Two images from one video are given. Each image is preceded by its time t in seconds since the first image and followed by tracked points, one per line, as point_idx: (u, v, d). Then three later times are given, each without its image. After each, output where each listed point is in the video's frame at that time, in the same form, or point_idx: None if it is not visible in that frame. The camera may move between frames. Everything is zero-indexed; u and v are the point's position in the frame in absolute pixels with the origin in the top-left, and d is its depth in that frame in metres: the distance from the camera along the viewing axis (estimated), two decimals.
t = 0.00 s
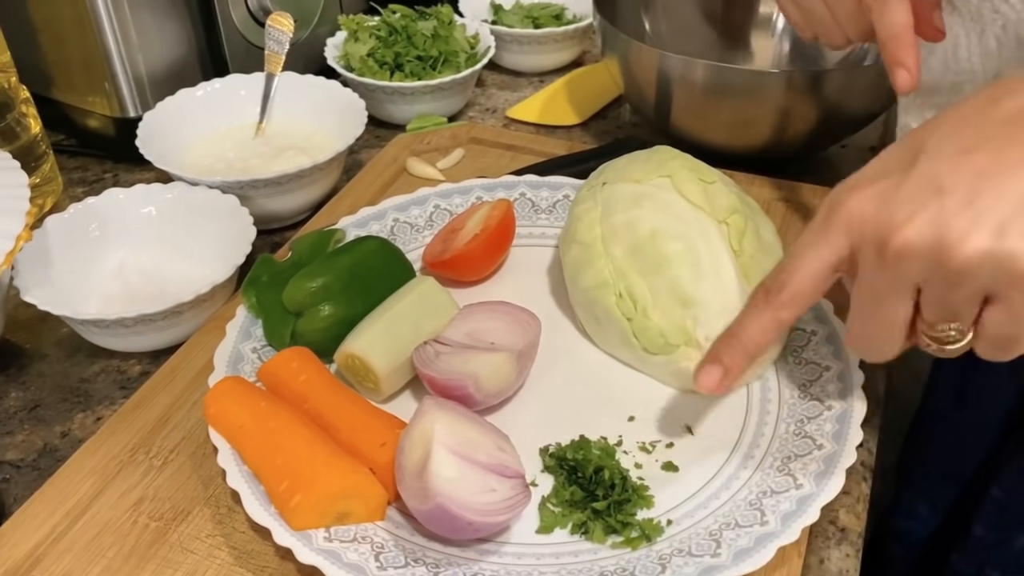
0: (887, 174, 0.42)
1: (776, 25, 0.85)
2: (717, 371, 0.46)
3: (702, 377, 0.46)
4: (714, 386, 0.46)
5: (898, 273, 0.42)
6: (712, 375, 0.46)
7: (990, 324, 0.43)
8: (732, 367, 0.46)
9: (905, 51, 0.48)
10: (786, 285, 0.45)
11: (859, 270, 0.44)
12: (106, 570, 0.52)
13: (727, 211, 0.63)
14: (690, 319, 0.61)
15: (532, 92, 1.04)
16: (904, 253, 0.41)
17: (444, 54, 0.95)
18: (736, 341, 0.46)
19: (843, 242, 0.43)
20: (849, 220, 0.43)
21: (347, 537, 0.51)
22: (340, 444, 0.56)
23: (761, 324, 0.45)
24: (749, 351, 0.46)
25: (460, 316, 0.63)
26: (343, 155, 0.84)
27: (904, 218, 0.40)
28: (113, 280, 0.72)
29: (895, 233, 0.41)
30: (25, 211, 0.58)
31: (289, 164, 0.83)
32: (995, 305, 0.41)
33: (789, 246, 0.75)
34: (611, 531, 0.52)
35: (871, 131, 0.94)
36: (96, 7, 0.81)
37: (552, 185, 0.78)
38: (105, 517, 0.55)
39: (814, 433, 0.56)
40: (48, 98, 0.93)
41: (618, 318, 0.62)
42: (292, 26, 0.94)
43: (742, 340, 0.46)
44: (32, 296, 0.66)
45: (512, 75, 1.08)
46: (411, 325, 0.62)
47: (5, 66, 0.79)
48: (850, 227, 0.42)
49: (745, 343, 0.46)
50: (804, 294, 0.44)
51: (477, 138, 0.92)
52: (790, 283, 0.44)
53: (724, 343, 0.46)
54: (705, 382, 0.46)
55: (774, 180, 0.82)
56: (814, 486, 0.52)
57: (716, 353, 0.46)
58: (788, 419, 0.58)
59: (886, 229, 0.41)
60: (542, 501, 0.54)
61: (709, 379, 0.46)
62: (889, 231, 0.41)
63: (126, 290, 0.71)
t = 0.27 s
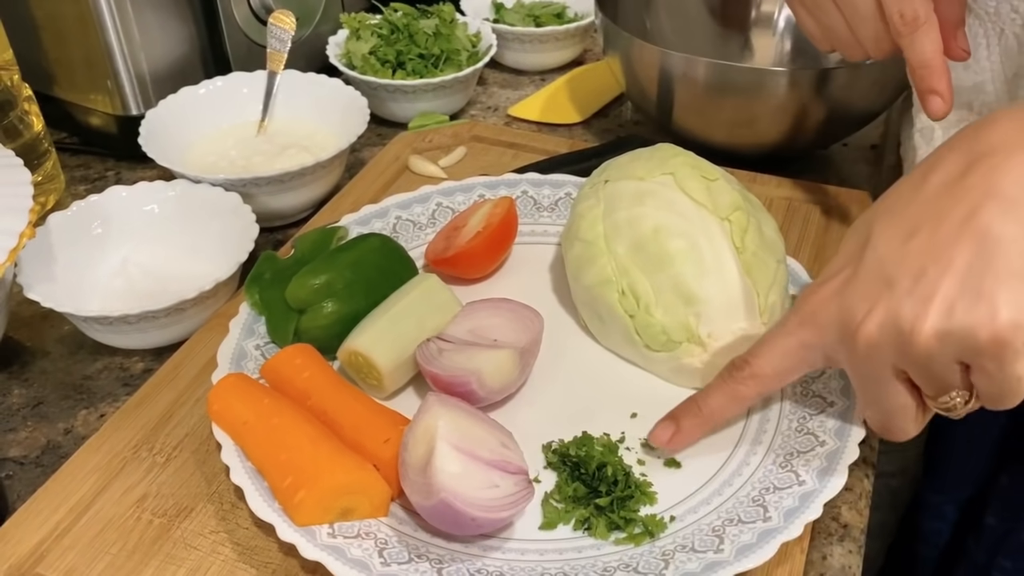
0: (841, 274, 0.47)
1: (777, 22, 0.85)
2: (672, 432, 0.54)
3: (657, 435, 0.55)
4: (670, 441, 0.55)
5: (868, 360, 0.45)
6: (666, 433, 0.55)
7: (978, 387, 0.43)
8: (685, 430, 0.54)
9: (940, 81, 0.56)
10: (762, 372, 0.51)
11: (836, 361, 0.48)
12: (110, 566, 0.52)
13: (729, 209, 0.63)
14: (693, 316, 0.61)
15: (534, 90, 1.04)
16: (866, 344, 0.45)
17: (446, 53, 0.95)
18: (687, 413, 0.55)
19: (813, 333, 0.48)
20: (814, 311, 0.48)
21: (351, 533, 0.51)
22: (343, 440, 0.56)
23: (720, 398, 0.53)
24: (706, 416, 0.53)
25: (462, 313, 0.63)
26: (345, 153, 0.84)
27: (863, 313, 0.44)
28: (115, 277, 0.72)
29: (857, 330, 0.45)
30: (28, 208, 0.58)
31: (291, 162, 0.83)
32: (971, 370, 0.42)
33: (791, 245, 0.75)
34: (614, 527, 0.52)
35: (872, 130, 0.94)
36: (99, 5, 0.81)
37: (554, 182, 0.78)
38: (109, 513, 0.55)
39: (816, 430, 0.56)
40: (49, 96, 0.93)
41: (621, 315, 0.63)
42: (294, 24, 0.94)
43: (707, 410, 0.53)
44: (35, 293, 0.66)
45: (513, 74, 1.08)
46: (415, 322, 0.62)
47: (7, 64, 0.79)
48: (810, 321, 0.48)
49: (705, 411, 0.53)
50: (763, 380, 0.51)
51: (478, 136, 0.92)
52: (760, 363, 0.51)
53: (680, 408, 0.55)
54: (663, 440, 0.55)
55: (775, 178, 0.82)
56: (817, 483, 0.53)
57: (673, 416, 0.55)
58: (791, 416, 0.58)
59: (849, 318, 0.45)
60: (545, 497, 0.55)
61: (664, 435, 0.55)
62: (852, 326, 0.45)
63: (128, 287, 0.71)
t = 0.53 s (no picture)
0: (847, 266, 0.41)
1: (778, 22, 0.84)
2: (690, 458, 0.45)
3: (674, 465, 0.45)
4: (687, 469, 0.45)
5: (881, 360, 0.41)
6: (683, 463, 0.45)
7: (996, 386, 0.39)
8: (707, 454, 0.45)
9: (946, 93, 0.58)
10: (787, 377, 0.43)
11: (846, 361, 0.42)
12: (109, 568, 0.52)
13: (730, 209, 0.63)
14: (693, 317, 0.61)
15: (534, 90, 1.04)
16: (874, 347, 0.40)
17: (446, 53, 0.95)
18: (711, 433, 0.45)
19: (822, 335, 0.42)
20: (824, 313, 0.42)
21: (350, 535, 0.51)
22: (343, 441, 0.56)
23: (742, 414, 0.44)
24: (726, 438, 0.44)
25: (463, 314, 0.63)
26: (345, 153, 0.84)
27: (874, 310, 0.40)
28: (114, 277, 0.72)
29: (868, 329, 0.40)
30: (27, 209, 0.58)
31: (290, 162, 0.83)
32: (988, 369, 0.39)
33: (792, 245, 0.75)
34: (614, 529, 0.52)
35: (872, 130, 0.94)
36: (98, 5, 0.80)
37: (554, 183, 0.78)
38: (107, 515, 0.55)
39: (817, 431, 0.56)
40: (48, 96, 0.93)
41: (621, 316, 0.62)
42: (294, 24, 0.94)
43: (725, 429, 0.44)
44: (33, 293, 0.66)
45: (514, 74, 1.07)
46: (415, 323, 0.62)
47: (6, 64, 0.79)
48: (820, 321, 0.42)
49: (719, 431, 0.44)
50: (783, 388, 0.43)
51: (478, 136, 0.92)
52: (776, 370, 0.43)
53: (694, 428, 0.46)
54: (680, 469, 0.45)
55: (775, 179, 0.82)
56: (818, 485, 0.52)
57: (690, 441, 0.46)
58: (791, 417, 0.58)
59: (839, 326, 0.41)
60: (545, 499, 0.54)
61: (681, 466, 0.45)
62: (861, 325, 0.40)
63: (128, 288, 0.71)
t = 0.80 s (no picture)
0: (867, 243, 0.42)
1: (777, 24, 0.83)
2: (679, 415, 0.46)
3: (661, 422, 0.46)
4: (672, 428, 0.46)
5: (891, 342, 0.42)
6: (670, 419, 0.46)
7: (1001, 378, 0.42)
8: (696, 412, 0.45)
9: (953, 96, 0.59)
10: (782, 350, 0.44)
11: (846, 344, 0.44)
12: (105, 571, 0.52)
13: (728, 211, 0.63)
14: (692, 319, 0.61)
15: (532, 91, 1.04)
16: (887, 328, 0.41)
17: (445, 54, 0.95)
18: (707, 398, 0.45)
19: (826, 308, 0.43)
20: (835, 283, 0.42)
21: (348, 538, 0.51)
22: (340, 444, 0.56)
23: (734, 379, 0.45)
24: (716, 400, 0.45)
25: (460, 316, 0.63)
26: (343, 154, 0.84)
27: (893, 289, 0.40)
28: (112, 279, 0.71)
29: (884, 309, 0.41)
30: (24, 210, 0.58)
31: (288, 163, 0.82)
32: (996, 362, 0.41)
33: (790, 247, 0.75)
34: (612, 532, 0.52)
35: (872, 131, 0.94)
36: (96, 6, 0.80)
37: (552, 184, 0.78)
38: (104, 518, 0.55)
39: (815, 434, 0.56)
40: (46, 97, 0.92)
41: (619, 318, 0.62)
42: (292, 25, 0.94)
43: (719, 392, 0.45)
44: (30, 295, 0.65)
45: (512, 74, 1.07)
46: (412, 325, 0.62)
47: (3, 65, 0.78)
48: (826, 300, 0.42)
49: (712, 394, 0.45)
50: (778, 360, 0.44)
51: (477, 137, 0.92)
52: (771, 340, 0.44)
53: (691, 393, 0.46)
54: (667, 426, 0.46)
55: (774, 180, 0.82)
56: (816, 488, 0.52)
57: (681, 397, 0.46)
58: (790, 420, 0.58)
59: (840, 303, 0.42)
60: (543, 502, 0.54)
61: (668, 423, 0.46)
62: (878, 305, 0.41)
63: (125, 289, 0.71)
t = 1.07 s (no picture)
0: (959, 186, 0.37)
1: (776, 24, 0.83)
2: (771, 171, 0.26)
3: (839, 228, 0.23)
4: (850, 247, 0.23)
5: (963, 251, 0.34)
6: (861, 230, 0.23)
7: None
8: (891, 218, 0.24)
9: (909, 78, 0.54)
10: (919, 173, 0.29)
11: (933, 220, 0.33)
12: (107, 569, 0.52)
13: (729, 209, 0.63)
14: (693, 318, 0.61)
15: (533, 90, 1.04)
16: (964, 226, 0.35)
17: (445, 53, 0.95)
18: (809, 167, 0.26)
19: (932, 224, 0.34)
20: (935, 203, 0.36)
21: (349, 536, 0.51)
22: (342, 442, 0.56)
23: (840, 160, 0.27)
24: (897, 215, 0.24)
25: (461, 315, 0.63)
26: (344, 153, 0.84)
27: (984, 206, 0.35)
28: (113, 278, 0.71)
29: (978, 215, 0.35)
30: (25, 209, 0.58)
31: (289, 162, 0.83)
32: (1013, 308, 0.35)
33: (790, 245, 0.75)
34: (613, 529, 0.52)
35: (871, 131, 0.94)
36: (97, 5, 0.80)
37: (553, 183, 0.78)
38: (106, 516, 0.55)
39: (815, 432, 0.56)
40: (47, 96, 0.92)
41: (620, 317, 0.63)
42: (292, 24, 0.94)
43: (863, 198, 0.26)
44: (32, 294, 0.65)
45: (513, 74, 1.07)
46: (414, 323, 0.62)
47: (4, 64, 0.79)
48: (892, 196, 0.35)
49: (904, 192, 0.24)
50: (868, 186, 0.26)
51: (477, 136, 0.92)
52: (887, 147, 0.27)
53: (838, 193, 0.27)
54: (851, 241, 0.23)
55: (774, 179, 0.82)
56: (817, 485, 0.52)
57: (857, 200, 0.24)
58: (790, 418, 0.58)
59: (993, 169, 0.26)
60: (544, 500, 0.54)
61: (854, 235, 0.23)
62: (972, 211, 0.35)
63: (126, 288, 0.71)
